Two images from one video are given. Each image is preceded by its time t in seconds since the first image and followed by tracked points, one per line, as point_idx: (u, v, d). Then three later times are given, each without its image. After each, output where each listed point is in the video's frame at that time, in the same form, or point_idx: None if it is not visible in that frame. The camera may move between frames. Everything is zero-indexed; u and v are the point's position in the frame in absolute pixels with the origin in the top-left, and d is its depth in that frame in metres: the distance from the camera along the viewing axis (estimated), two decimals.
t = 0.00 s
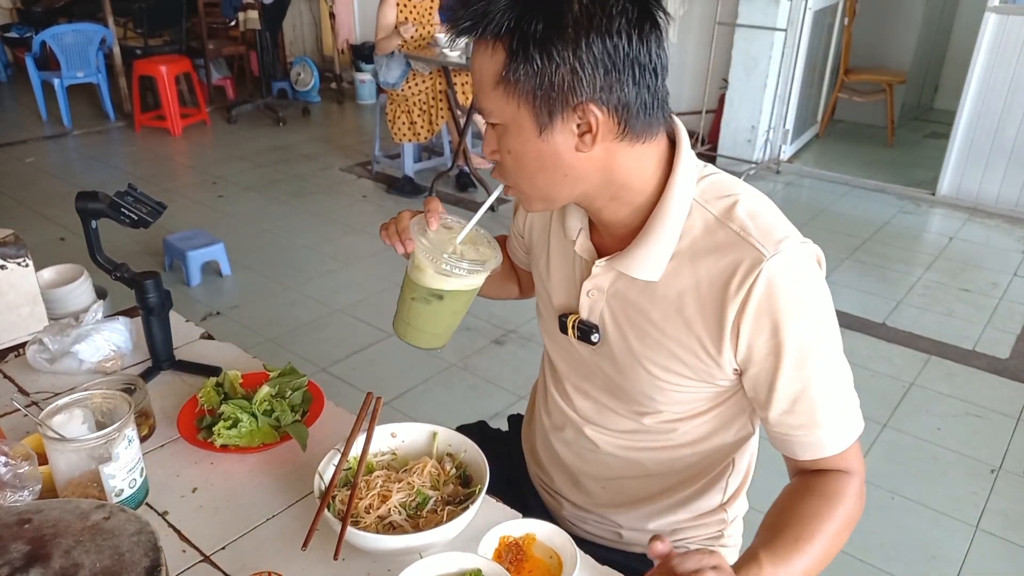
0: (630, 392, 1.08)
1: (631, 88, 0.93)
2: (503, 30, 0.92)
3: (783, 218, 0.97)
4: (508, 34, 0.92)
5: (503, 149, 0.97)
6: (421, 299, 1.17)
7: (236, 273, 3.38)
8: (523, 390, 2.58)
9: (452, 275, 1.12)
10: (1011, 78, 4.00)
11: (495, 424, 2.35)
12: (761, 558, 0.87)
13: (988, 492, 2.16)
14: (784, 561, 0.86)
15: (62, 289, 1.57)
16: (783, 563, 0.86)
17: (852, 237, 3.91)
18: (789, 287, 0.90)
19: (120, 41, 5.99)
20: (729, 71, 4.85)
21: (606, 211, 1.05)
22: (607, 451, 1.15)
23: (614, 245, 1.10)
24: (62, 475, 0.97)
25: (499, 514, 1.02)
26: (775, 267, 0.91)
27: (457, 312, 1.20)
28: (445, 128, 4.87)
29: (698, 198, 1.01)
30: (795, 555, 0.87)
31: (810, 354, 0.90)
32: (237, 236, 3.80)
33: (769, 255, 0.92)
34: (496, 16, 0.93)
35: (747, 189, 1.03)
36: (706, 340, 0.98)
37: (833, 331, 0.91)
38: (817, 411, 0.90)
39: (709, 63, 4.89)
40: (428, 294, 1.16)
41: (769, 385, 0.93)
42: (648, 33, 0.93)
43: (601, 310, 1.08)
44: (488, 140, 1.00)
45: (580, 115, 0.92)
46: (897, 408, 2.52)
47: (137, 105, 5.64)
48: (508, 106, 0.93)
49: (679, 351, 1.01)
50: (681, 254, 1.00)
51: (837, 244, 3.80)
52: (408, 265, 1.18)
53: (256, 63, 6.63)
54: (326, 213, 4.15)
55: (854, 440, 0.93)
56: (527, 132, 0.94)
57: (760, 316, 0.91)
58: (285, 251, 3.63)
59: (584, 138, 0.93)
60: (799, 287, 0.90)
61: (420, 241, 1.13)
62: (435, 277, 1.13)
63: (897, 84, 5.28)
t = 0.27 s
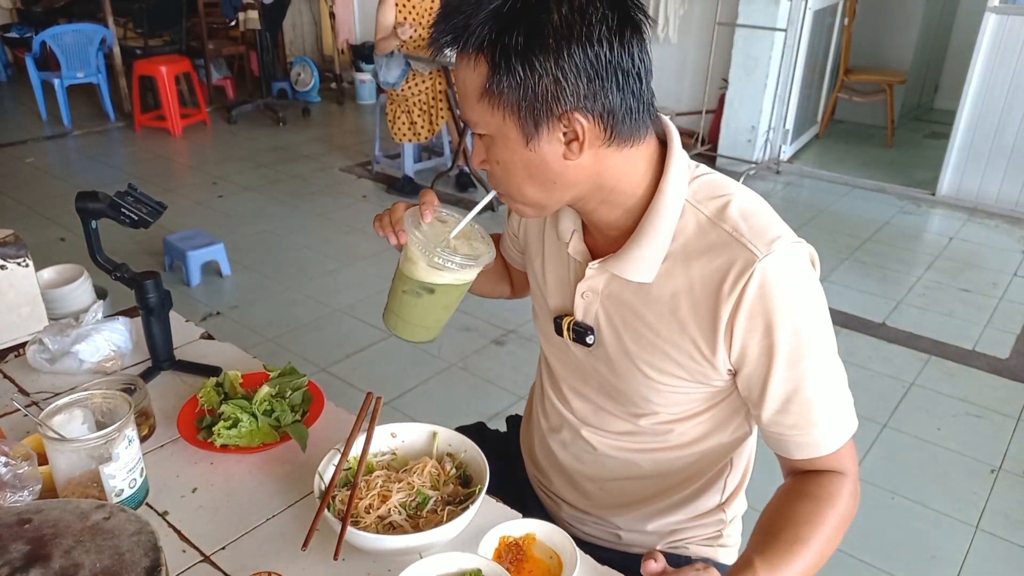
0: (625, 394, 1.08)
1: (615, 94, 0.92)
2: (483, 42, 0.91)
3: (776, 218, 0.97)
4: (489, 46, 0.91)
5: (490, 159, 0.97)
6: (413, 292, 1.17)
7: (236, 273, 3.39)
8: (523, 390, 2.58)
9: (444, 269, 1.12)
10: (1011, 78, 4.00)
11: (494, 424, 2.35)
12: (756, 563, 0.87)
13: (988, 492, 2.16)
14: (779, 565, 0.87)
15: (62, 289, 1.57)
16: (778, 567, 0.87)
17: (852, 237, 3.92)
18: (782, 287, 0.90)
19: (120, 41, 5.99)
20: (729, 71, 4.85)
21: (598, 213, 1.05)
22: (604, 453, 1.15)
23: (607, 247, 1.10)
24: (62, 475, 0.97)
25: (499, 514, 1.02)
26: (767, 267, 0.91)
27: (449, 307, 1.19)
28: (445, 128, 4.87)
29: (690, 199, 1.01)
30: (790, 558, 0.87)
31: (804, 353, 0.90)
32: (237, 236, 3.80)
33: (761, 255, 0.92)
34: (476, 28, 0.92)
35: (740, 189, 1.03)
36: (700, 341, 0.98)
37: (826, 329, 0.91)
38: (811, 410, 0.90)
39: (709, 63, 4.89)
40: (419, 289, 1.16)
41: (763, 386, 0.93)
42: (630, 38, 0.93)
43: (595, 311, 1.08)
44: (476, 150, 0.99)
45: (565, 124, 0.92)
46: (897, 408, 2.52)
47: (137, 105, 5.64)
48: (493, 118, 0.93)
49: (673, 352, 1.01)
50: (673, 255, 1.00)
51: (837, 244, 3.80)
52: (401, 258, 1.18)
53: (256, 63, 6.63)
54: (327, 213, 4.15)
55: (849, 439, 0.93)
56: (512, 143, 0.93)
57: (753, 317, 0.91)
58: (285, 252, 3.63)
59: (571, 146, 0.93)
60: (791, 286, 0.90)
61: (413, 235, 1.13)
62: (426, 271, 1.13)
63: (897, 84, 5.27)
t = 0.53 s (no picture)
0: (623, 394, 1.08)
1: (611, 98, 0.92)
2: (477, 46, 0.91)
3: (773, 217, 0.97)
4: (483, 50, 0.91)
5: (486, 163, 0.96)
6: (407, 297, 1.17)
7: (237, 273, 3.39)
8: (523, 390, 2.58)
9: (438, 273, 1.12)
10: (1011, 78, 4.00)
11: (494, 425, 2.35)
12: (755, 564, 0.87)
13: (988, 492, 2.16)
14: (778, 565, 0.87)
15: (62, 289, 1.57)
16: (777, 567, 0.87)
17: (852, 237, 3.92)
18: (780, 286, 0.90)
19: (120, 41, 5.99)
20: (729, 71, 4.86)
21: (595, 214, 1.05)
22: (603, 454, 1.15)
23: (605, 247, 1.10)
24: (62, 475, 0.97)
25: (499, 514, 1.02)
26: (765, 266, 0.91)
27: (444, 311, 1.19)
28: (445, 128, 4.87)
29: (688, 199, 1.01)
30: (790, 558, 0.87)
31: (803, 352, 0.90)
32: (237, 236, 3.80)
33: (759, 254, 0.92)
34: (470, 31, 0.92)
35: (737, 188, 1.03)
36: (698, 341, 0.98)
37: (824, 328, 0.91)
38: (810, 409, 0.90)
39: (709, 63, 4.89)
40: (413, 293, 1.16)
41: (761, 386, 0.93)
42: (624, 41, 0.93)
43: (593, 312, 1.08)
44: (471, 153, 0.99)
45: (561, 128, 0.92)
46: (897, 408, 2.52)
47: (137, 105, 5.64)
48: (489, 122, 0.92)
49: (671, 353, 1.01)
50: (671, 255, 1.00)
51: (837, 244, 3.81)
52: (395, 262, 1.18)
53: (256, 63, 6.63)
54: (327, 213, 4.15)
55: (847, 438, 0.93)
56: (508, 147, 0.93)
57: (750, 316, 0.91)
58: (285, 252, 3.63)
59: (567, 150, 0.93)
60: (789, 285, 0.90)
61: (407, 239, 1.13)
62: (420, 275, 1.13)
63: (897, 84, 5.28)
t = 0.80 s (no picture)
0: (622, 394, 1.08)
1: (609, 101, 0.92)
2: (476, 46, 0.91)
3: (772, 217, 0.97)
4: (482, 50, 0.91)
5: (483, 162, 0.97)
6: (405, 295, 1.17)
7: (237, 273, 3.39)
8: (523, 390, 2.58)
9: (437, 270, 1.11)
10: (1011, 78, 4.00)
11: (494, 424, 2.35)
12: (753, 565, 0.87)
13: (988, 492, 2.16)
14: (777, 566, 0.87)
15: (62, 289, 1.57)
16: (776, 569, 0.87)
17: (852, 236, 3.92)
18: (778, 286, 0.90)
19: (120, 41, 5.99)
20: (729, 71, 4.86)
21: (593, 214, 1.05)
22: (602, 455, 1.15)
23: (604, 247, 1.10)
24: (62, 475, 0.97)
25: (499, 514, 1.02)
26: (764, 266, 0.91)
27: (441, 309, 1.19)
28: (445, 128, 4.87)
29: (687, 199, 1.01)
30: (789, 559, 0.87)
31: (802, 353, 0.89)
32: (237, 236, 3.80)
33: (758, 254, 0.92)
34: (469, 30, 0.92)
35: (736, 188, 1.03)
36: (697, 341, 0.98)
37: (823, 328, 0.91)
38: (810, 410, 0.90)
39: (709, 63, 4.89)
40: (411, 291, 1.15)
41: (760, 386, 0.93)
42: (623, 42, 0.93)
43: (592, 312, 1.08)
44: (468, 152, 0.99)
45: (559, 129, 0.92)
46: (897, 408, 2.52)
47: (137, 105, 5.64)
48: (487, 122, 0.93)
49: (670, 353, 1.01)
50: (670, 255, 1.00)
51: (837, 244, 3.81)
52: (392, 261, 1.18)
53: (256, 63, 6.63)
54: (327, 213, 4.15)
55: (847, 438, 0.93)
56: (506, 147, 0.93)
57: (749, 316, 0.92)
58: (285, 252, 3.63)
59: (565, 151, 0.93)
60: (789, 285, 0.90)
61: (405, 236, 1.13)
62: (418, 272, 1.12)
63: (897, 84, 5.27)
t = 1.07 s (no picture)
0: (622, 395, 1.08)
1: (611, 104, 0.92)
2: (481, 45, 0.91)
3: (772, 217, 0.97)
4: (486, 49, 0.91)
5: (483, 161, 0.97)
6: (404, 298, 1.17)
7: (236, 273, 3.39)
8: (523, 390, 2.59)
9: (434, 271, 1.11)
10: (1011, 79, 4.00)
11: (494, 425, 2.35)
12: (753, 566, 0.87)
13: (988, 492, 2.16)
14: (777, 566, 0.86)
15: (62, 289, 1.57)
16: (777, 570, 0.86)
17: (852, 236, 3.92)
18: (778, 286, 0.90)
19: (119, 41, 5.99)
20: (728, 71, 4.86)
21: (593, 214, 1.05)
22: (601, 455, 1.15)
23: (603, 248, 1.10)
24: (62, 475, 0.97)
25: (499, 514, 1.02)
26: (763, 267, 0.91)
27: (440, 309, 1.19)
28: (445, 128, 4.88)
29: (686, 199, 1.01)
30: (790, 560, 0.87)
31: (803, 353, 0.89)
32: (237, 236, 3.80)
33: (758, 255, 0.92)
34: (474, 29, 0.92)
35: (736, 189, 1.03)
36: (697, 342, 0.98)
37: (823, 328, 0.91)
38: (810, 410, 0.90)
39: (709, 64, 4.89)
40: (409, 292, 1.15)
41: (760, 386, 0.93)
42: (630, 47, 0.93)
43: (592, 313, 1.08)
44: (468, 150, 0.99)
45: (561, 131, 0.92)
46: (897, 409, 2.52)
47: (137, 105, 5.64)
48: (488, 121, 0.92)
49: (669, 353, 1.01)
50: (670, 256, 1.00)
51: (837, 244, 3.81)
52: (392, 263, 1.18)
53: (256, 63, 6.63)
54: (327, 213, 4.15)
55: (847, 439, 0.93)
56: (506, 147, 0.93)
57: (749, 317, 0.92)
58: (285, 252, 3.63)
59: (566, 152, 0.93)
60: (789, 286, 0.90)
61: (403, 237, 1.13)
62: (416, 274, 1.12)
63: (897, 84, 5.28)
